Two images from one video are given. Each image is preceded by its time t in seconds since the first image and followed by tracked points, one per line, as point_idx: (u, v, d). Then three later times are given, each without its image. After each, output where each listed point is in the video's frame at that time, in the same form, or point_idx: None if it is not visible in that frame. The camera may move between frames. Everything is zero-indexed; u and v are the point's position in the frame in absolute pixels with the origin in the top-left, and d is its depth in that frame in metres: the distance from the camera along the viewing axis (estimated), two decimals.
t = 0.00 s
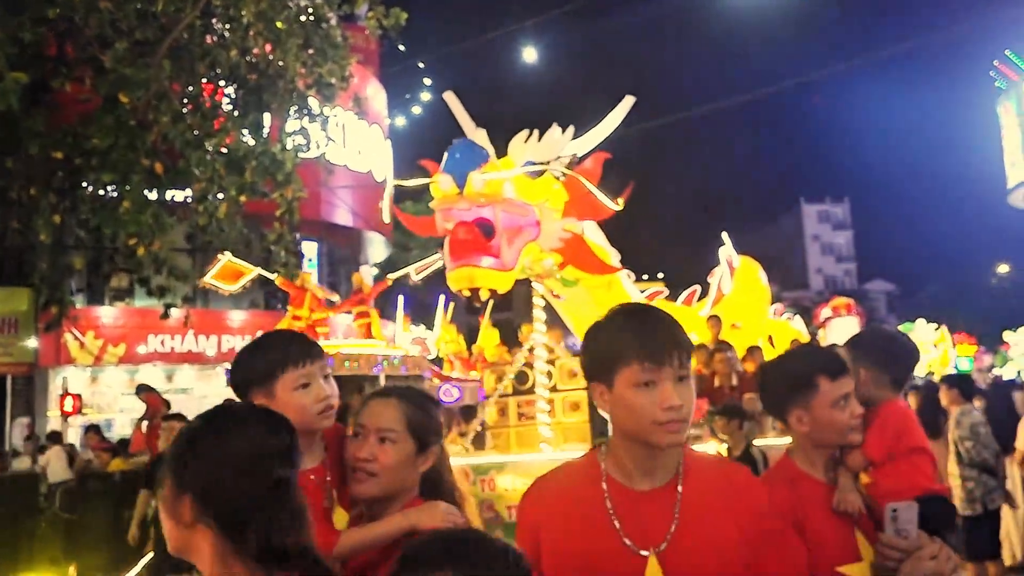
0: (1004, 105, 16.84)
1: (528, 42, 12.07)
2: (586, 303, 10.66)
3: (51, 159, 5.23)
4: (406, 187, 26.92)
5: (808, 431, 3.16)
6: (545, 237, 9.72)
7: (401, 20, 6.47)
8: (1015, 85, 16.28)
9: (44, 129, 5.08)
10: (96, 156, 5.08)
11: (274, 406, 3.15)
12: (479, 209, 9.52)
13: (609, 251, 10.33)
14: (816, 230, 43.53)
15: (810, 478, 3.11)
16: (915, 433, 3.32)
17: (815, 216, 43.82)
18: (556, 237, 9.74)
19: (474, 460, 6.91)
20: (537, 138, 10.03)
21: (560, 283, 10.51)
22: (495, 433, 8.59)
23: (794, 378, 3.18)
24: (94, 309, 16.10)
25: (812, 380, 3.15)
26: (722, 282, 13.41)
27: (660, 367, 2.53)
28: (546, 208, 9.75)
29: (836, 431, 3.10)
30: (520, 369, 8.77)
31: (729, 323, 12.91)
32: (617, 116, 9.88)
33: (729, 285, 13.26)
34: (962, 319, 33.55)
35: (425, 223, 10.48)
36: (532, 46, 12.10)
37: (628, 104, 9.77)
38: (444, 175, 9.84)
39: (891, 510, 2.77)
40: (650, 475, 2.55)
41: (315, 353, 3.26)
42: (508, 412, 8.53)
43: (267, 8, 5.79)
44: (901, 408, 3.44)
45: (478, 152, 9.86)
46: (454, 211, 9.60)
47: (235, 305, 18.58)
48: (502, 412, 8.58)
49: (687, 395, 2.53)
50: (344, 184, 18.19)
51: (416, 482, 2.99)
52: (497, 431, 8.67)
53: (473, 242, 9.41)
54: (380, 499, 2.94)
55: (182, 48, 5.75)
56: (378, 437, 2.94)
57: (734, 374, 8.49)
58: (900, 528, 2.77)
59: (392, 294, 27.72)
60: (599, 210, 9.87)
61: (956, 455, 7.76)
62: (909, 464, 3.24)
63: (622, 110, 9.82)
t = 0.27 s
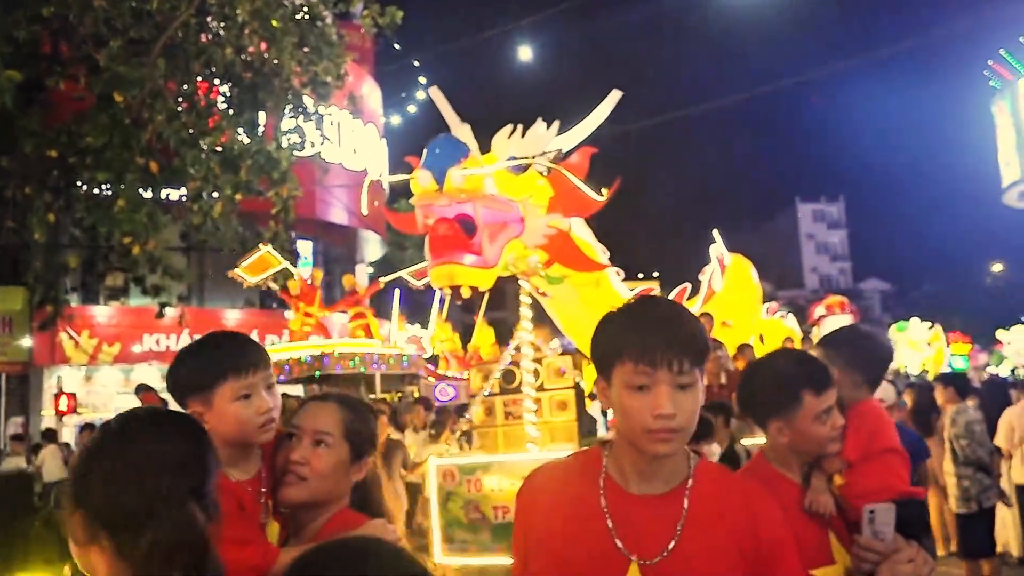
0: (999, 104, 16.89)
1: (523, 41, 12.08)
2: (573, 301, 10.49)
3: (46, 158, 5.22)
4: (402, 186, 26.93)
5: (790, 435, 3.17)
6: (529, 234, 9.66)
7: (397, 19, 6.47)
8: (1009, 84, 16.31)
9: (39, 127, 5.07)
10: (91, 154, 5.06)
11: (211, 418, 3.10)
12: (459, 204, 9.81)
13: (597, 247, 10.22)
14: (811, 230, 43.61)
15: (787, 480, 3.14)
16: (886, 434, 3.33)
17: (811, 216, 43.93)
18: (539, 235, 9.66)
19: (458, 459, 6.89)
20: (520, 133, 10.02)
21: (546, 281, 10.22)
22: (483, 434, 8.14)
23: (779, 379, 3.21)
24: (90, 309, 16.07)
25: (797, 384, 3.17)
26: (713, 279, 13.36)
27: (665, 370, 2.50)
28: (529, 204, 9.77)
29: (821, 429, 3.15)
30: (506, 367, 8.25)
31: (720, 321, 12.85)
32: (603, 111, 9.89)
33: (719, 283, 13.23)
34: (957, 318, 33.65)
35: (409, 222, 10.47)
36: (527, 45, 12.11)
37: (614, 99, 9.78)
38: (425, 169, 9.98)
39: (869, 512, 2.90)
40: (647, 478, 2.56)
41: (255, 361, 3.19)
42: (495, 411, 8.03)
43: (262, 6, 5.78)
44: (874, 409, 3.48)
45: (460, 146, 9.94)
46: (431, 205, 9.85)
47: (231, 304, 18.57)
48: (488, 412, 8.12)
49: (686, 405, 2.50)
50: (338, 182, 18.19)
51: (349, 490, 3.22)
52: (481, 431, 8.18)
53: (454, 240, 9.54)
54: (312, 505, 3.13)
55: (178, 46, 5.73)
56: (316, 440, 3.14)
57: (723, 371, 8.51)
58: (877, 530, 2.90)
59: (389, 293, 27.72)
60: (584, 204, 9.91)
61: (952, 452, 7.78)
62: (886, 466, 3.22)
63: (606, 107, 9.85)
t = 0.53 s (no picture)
0: (994, 103, 16.95)
1: (520, 40, 12.09)
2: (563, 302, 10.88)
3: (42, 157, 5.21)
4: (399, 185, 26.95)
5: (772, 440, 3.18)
6: (518, 231, 9.74)
7: (395, 18, 6.48)
8: (1005, 84, 16.36)
9: (35, 126, 5.06)
10: (87, 153, 5.04)
11: (137, 396, 2.98)
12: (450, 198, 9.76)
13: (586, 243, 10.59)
14: (808, 229, 43.69)
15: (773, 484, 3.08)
16: (877, 435, 3.36)
17: (808, 215, 44.00)
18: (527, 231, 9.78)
19: (444, 460, 6.89)
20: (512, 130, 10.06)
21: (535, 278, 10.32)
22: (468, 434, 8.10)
23: (767, 377, 3.22)
24: (85, 307, 16.04)
25: (784, 383, 3.20)
26: (705, 277, 13.46)
27: (581, 375, 2.31)
28: (520, 201, 9.81)
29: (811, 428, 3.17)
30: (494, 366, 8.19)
31: (712, 318, 12.91)
32: (594, 106, 9.88)
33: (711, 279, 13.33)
34: (953, 318, 33.76)
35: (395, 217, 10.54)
36: (524, 44, 12.12)
37: (604, 94, 9.78)
38: (416, 163, 10.02)
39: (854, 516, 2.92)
40: (584, 492, 2.35)
41: (188, 337, 3.07)
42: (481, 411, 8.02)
43: (259, 4, 5.79)
44: (862, 406, 3.50)
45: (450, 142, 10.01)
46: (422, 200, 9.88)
47: (227, 303, 18.56)
48: (475, 412, 8.10)
49: (599, 418, 2.31)
50: (335, 181, 18.21)
51: (292, 489, 3.13)
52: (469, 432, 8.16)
53: (443, 236, 9.45)
54: (258, 505, 3.03)
55: (174, 45, 5.72)
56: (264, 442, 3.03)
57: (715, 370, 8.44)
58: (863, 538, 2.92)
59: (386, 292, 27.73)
60: (575, 203, 9.86)
61: (949, 451, 7.80)
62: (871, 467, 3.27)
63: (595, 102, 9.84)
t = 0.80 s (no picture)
0: (991, 103, 16.99)
1: (518, 39, 12.09)
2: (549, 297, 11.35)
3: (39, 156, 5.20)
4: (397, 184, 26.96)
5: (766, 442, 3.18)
6: (501, 227, 10.15)
7: (393, 17, 6.47)
8: (1002, 85, 16.40)
9: (32, 124, 5.04)
10: (84, 152, 5.02)
11: (98, 401, 2.74)
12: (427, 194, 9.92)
13: (575, 243, 10.84)
14: (805, 229, 43.75)
15: (775, 487, 3.08)
16: (889, 439, 3.27)
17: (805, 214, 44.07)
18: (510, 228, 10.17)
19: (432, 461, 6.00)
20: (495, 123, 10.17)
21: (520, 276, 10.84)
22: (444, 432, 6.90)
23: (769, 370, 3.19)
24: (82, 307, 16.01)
25: (788, 377, 3.17)
26: (697, 275, 13.41)
27: (461, 373, 1.91)
28: (503, 197, 10.17)
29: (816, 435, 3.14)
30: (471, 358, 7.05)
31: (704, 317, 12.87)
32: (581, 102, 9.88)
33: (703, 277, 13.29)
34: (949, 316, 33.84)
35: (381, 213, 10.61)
36: (522, 43, 12.12)
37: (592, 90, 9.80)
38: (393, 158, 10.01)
39: (844, 527, 2.91)
40: (481, 491, 2.01)
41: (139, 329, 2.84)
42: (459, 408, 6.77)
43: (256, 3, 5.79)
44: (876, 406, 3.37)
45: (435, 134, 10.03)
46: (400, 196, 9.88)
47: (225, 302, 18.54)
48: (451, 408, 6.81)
49: (490, 417, 1.92)
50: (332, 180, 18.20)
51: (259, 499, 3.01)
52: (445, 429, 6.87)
53: (424, 233, 9.69)
54: (236, 510, 2.89)
55: (172, 44, 5.71)
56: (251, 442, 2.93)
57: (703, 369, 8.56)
58: (855, 546, 2.89)
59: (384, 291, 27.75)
60: (555, 199, 10.22)
61: (947, 451, 7.80)
62: (876, 472, 3.19)
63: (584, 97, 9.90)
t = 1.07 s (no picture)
0: (989, 103, 17.00)
1: (517, 40, 12.10)
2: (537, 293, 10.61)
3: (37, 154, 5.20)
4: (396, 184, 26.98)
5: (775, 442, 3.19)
6: (475, 225, 8.47)
7: (390, 16, 6.46)
8: (999, 84, 16.40)
9: (30, 123, 5.04)
10: (81, 151, 5.01)
11: (102, 381, 2.56)
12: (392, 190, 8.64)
13: (564, 239, 10.43)
14: (804, 229, 43.79)
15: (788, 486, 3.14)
16: (920, 447, 3.21)
17: (803, 214, 44.08)
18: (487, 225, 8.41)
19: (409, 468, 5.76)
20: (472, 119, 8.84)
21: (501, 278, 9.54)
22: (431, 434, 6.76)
23: (763, 363, 3.28)
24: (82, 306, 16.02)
25: (780, 370, 3.24)
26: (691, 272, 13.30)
27: (393, 397, 1.63)
28: (478, 192, 8.56)
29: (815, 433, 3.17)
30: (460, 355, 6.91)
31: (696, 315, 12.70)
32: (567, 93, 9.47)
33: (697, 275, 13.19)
34: (946, 316, 33.88)
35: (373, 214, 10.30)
36: (521, 43, 12.12)
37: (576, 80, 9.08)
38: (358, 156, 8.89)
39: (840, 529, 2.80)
40: (416, 516, 1.78)
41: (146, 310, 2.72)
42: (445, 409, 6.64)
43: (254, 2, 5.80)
44: (910, 409, 3.32)
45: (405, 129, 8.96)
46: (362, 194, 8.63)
47: (224, 302, 18.54)
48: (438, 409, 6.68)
49: (426, 446, 1.65)
50: (331, 179, 18.20)
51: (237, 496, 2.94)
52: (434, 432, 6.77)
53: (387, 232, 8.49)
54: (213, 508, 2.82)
55: (170, 42, 5.72)
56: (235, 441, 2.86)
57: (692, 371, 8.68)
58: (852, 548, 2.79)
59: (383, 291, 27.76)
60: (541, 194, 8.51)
61: (946, 451, 7.78)
62: (898, 476, 3.16)
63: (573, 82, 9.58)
